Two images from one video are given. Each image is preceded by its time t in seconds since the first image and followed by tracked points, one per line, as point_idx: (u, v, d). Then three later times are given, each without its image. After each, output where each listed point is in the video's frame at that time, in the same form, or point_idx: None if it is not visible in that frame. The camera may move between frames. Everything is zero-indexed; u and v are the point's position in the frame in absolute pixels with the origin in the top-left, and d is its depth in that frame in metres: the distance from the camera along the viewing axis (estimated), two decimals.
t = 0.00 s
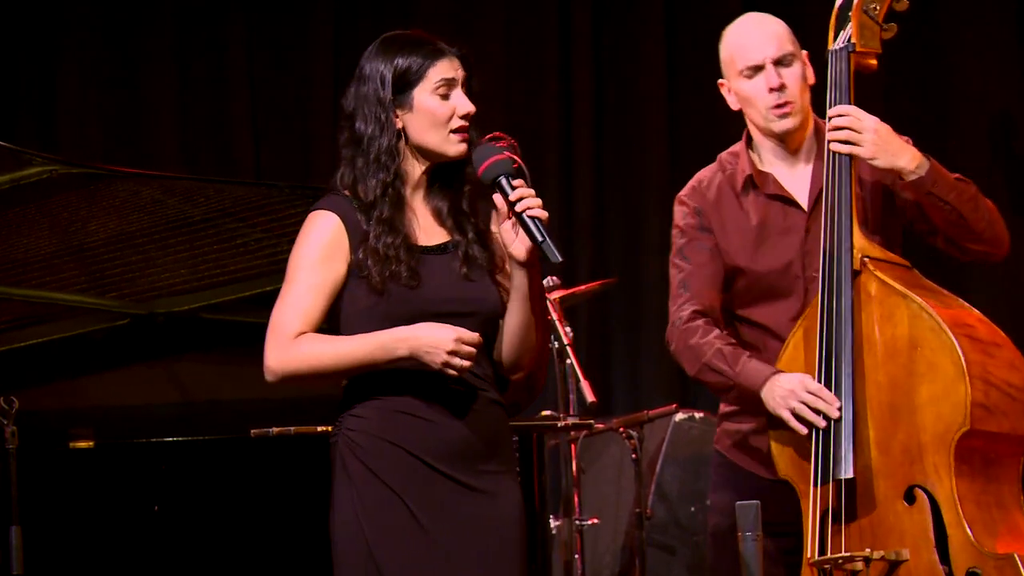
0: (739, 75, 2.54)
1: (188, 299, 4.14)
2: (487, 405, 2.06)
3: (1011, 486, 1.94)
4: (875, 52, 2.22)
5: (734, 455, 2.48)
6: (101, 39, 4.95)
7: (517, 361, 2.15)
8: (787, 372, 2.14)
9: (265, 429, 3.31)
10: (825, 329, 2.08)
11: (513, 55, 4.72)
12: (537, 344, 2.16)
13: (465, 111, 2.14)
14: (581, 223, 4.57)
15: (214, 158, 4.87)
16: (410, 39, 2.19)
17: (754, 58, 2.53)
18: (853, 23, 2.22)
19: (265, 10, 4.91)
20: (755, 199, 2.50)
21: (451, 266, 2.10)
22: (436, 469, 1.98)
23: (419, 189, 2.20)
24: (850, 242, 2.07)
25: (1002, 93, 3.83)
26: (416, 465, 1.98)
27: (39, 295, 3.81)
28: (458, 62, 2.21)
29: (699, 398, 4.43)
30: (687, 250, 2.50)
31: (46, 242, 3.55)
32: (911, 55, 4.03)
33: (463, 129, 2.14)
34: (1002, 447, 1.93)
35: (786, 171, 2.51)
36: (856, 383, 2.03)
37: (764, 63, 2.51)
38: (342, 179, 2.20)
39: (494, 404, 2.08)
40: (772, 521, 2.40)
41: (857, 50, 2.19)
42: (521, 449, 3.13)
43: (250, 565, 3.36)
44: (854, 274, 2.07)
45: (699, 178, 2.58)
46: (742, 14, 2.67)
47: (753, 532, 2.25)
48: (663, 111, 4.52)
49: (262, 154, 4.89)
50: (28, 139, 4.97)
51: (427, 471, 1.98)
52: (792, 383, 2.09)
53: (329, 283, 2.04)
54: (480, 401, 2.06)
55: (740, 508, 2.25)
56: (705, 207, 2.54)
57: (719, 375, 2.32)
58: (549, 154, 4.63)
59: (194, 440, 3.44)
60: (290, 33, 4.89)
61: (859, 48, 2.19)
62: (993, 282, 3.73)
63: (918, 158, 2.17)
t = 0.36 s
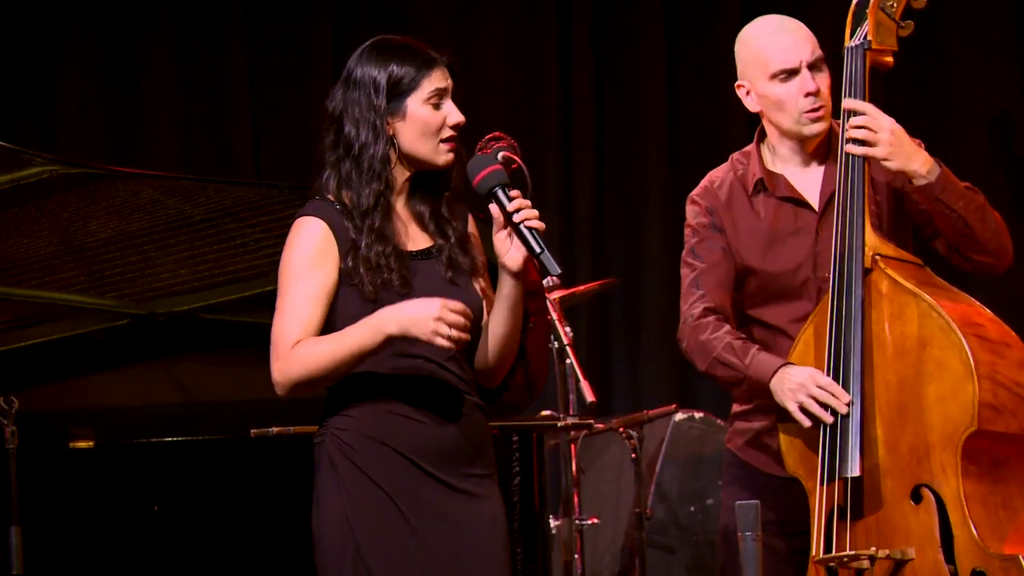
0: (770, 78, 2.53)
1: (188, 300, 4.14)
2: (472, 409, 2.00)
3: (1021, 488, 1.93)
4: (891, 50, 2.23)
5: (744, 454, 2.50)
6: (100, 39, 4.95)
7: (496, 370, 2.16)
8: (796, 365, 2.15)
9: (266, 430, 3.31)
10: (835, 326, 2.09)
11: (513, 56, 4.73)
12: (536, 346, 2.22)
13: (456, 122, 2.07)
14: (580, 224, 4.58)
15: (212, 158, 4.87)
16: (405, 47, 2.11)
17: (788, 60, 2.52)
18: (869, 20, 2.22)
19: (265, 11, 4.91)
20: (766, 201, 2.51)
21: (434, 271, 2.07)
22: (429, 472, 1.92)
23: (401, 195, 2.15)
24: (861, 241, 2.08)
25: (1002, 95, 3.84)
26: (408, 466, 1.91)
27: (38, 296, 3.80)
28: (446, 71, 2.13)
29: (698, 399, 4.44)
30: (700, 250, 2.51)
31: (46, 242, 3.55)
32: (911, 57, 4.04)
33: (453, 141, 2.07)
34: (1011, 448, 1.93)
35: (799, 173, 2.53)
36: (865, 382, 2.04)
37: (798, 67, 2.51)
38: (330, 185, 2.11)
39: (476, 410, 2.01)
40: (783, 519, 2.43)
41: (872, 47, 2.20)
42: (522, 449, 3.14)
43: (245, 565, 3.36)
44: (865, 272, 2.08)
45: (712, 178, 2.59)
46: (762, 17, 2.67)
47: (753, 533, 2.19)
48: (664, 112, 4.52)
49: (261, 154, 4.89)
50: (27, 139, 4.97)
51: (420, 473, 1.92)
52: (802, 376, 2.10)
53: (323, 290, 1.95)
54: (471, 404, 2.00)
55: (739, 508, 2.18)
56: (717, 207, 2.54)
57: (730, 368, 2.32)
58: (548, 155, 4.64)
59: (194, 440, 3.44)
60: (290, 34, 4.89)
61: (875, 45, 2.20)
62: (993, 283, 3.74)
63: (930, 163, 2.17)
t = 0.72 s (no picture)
0: (765, 74, 2.52)
1: (188, 300, 4.14)
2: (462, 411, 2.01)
3: (1018, 488, 1.93)
4: (887, 49, 2.22)
5: (741, 453, 2.50)
6: (99, 39, 4.95)
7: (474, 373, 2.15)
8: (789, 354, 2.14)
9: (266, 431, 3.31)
10: (831, 327, 2.09)
11: (513, 56, 4.72)
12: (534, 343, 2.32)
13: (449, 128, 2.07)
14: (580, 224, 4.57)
15: (213, 158, 4.87)
16: (401, 50, 2.10)
17: (782, 56, 2.51)
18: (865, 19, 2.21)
19: (265, 11, 4.92)
20: (761, 194, 2.51)
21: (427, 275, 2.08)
22: (425, 472, 1.92)
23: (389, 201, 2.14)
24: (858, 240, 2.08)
25: (1001, 95, 3.84)
26: (405, 466, 1.91)
27: (38, 296, 3.80)
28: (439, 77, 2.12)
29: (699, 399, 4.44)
30: (697, 247, 2.50)
31: (45, 242, 3.54)
32: (911, 57, 4.04)
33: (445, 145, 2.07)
34: (1009, 448, 1.93)
35: (795, 167, 2.53)
36: (862, 382, 2.03)
37: (792, 63, 2.50)
38: (324, 189, 2.08)
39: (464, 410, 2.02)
40: (783, 520, 2.43)
41: (868, 46, 2.19)
42: (522, 449, 3.14)
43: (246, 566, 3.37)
44: (862, 273, 2.08)
45: (707, 175, 2.59)
46: (755, 12, 2.65)
47: (753, 532, 2.17)
48: (664, 112, 4.52)
49: (261, 153, 4.89)
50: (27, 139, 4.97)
51: (417, 473, 1.91)
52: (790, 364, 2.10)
53: (326, 289, 1.94)
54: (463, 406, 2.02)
55: (739, 509, 2.17)
56: (714, 202, 2.53)
57: (738, 364, 2.31)
58: (548, 155, 4.63)
59: (192, 440, 3.44)
60: (290, 34, 4.89)
61: (871, 45, 2.19)
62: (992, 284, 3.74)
63: (935, 114, 2.13)
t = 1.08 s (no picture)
0: (764, 84, 2.51)
1: (188, 300, 4.13)
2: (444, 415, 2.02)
3: (1017, 488, 1.93)
4: (886, 51, 2.22)
5: (739, 455, 2.50)
6: (99, 39, 4.95)
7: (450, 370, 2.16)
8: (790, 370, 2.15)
9: (265, 431, 3.31)
10: (831, 327, 2.10)
11: (513, 56, 4.73)
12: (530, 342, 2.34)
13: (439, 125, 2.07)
14: (580, 224, 4.58)
15: (213, 159, 4.87)
16: (403, 54, 2.10)
17: (778, 71, 2.49)
18: (864, 22, 2.21)
19: (265, 11, 4.92)
20: (758, 205, 2.51)
21: (415, 277, 2.08)
22: (416, 471, 1.92)
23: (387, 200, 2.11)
24: (856, 241, 2.08)
25: (1002, 96, 3.85)
26: (398, 467, 1.90)
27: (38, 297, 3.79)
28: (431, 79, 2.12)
29: (699, 400, 4.44)
30: (694, 260, 2.51)
31: (45, 243, 3.54)
32: (911, 58, 4.04)
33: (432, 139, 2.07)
34: (1009, 448, 1.93)
35: (793, 179, 2.53)
36: (862, 382, 2.04)
37: (787, 79, 2.48)
38: (323, 190, 2.07)
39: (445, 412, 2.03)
40: (785, 520, 2.44)
41: (867, 49, 2.20)
42: (521, 449, 3.14)
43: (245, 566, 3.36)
44: (862, 273, 2.08)
45: (702, 183, 2.59)
46: (752, 23, 2.65)
47: (753, 533, 2.11)
48: (664, 113, 4.52)
49: (261, 153, 4.88)
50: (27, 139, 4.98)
51: (409, 473, 1.91)
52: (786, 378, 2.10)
53: (327, 292, 1.90)
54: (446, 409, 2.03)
55: (738, 509, 2.11)
56: (709, 213, 2.54)
57: (735, 379, 2.32)
58: (548, 155, 4.64)
59: (194, 440, 3.44)
60: (289, 35, 4.90)
61: (870, 47, 2.20)
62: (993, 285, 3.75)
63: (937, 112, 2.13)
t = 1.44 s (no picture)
0: (756, 79, 2.51)
1: (187, 300, 4.13)
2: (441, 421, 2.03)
3: (1020, 488, 1.93)
4: (889, 51, 2.22)
5: (740, 455, 2.50)
6: (99, 39, 4.96)
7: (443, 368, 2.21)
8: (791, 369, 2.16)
9: (265, 430, 3.31)
10: (833, 326, 2.09)
11: (512, 56, 4.73)
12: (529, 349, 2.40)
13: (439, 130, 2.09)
14: (580, 224, 4.58)
15: (212, 158, 4.88)
16: (393, 50, 2.09)
17: (767, 64, 2.50)
18: (866, 21, 2.21)
19: (264, 11, 4.92)
20: (758, 200, 2.52)
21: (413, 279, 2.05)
22: (423, 473, 1.94)
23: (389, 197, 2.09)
24: (859, 241, 2.08)
25: (1001, 96, 3.85)
26: (402, 470, 1.90)
27: (38, 298, 3.79)
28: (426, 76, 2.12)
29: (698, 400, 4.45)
30: (698, 255, 2.51)
31: (45, 243, 3.54)
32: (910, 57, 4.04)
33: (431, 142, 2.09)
34: (1011, 449, 1.93)
35: (792, 169, 2.52)
36: (863, 383, 2.04)
37: (774, 70, 2.49)
38: (325, 192, 2.05)
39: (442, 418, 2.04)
40: (783, 521, 2.44)
41: (870, 48, 2.20)
42: (521, 449, 3.14)
43: (246, 564, 3.35)
44: (863, 273, 2.08)
45: (705, 179, 2.60)
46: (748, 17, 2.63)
47: (753, 533, 2.11)
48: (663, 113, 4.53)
49: (261, 153, 4.89)
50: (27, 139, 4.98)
51: (416, 475, 1.93)
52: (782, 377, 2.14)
53: (321, 298, 1.90)
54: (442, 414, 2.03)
55: (738, 506, 2.11)
56: (711, 209, 2.54)
57: (738, 380, 2.32)
58: (548, 155, 4.64)
59: (194, 440, 3.43)
60: (289, 34, 4.90)
61: (872, 47, 2.20)
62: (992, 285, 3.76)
63: (928, 125, 2.14)
